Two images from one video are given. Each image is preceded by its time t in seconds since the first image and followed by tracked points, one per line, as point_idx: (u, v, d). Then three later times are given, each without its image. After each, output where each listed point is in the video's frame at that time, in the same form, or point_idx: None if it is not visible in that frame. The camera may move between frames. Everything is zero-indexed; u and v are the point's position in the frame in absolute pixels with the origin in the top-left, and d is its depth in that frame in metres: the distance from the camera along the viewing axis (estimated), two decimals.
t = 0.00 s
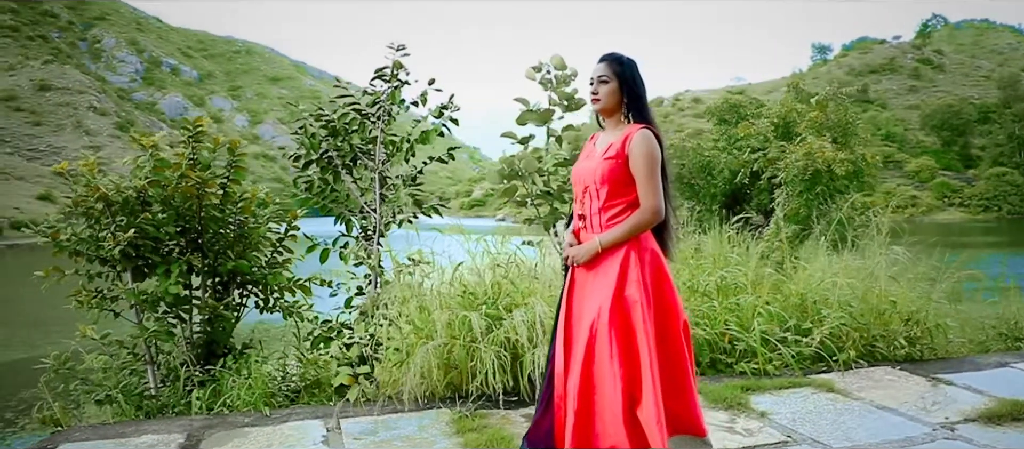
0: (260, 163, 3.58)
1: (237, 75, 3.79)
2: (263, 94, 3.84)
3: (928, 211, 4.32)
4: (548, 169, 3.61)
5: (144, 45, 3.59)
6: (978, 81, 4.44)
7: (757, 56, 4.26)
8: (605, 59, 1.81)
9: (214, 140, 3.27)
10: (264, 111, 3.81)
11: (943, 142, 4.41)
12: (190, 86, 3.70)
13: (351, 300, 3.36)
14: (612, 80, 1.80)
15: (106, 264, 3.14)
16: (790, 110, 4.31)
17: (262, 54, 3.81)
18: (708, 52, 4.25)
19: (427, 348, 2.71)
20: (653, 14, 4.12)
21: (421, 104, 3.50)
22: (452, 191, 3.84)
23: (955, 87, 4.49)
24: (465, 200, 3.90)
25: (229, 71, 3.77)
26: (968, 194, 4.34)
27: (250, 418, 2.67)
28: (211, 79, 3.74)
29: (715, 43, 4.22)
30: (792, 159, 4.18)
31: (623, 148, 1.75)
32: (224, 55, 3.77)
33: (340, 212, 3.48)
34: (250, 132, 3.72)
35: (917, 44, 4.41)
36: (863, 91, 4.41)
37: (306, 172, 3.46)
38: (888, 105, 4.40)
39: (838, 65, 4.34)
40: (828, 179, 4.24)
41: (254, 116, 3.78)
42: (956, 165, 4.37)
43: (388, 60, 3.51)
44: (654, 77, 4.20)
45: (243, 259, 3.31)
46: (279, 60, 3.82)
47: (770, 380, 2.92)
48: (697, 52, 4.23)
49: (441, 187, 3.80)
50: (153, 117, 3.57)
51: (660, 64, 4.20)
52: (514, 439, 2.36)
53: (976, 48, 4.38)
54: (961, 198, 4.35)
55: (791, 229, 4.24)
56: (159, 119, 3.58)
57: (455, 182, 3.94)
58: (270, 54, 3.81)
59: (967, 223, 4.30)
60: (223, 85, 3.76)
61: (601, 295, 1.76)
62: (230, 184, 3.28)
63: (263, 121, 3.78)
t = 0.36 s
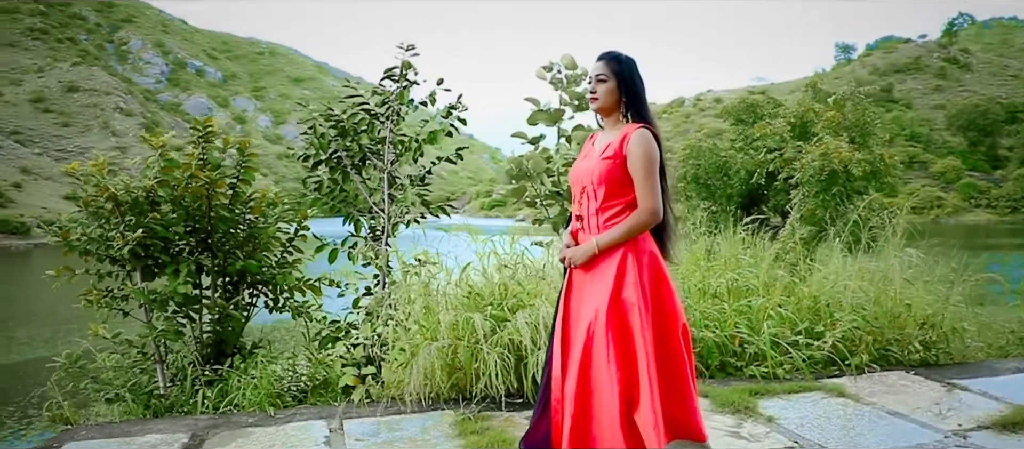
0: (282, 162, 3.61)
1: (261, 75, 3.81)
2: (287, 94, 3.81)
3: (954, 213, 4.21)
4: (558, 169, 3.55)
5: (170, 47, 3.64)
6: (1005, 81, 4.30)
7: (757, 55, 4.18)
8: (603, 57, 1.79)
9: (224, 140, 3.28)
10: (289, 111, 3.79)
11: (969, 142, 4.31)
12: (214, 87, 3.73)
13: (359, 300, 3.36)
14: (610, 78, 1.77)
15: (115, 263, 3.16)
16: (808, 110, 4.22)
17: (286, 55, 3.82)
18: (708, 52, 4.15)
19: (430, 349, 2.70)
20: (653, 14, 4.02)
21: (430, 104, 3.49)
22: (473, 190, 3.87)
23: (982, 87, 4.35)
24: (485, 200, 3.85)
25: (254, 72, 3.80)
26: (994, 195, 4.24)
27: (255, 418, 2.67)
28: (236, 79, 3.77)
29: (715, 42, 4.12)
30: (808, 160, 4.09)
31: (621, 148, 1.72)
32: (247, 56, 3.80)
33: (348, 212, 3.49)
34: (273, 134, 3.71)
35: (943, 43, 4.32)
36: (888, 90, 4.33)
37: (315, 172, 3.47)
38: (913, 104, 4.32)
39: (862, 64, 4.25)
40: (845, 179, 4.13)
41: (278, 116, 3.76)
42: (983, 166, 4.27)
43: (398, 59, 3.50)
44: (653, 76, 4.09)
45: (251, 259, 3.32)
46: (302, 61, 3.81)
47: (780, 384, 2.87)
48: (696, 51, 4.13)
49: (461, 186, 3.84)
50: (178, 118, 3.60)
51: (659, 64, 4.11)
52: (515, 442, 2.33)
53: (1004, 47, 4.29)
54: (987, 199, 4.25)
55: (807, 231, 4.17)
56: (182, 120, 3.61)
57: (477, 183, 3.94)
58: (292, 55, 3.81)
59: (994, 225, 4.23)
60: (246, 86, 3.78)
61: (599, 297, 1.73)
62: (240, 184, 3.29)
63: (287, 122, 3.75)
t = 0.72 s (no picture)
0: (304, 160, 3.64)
1: (285, 75, 3.85)
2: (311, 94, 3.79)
3: (983, 213, 4.09)
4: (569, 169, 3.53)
5: (196, 47, 3.72)
6: None
7: (757, 56, 4.14)
8: (603, 55, 1.76)
9: (235, 139, 3.29)
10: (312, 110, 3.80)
11: (999, 142, 4.15)
12: (240, 86, 3.79)
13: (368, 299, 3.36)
14: (610, 77, 1.74)
15: (126, 262, 3.18)
16: (827, 108, 4.16)
17: (310, 55, 3.86)
18: (708, 52, 4.14)
19: (434, 350, 2.68)
20: (652, 14, 4.03)
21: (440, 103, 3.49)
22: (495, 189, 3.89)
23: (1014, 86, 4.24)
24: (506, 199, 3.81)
25: (277, 71, 3.84)
26: None
27: (260, 417, 2.68)
28: (259, 79, 3.81)
29: (715, 42, 4.10)
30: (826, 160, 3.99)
31: (620, 148, 1.69)
32: (270, 56, 3.86)
33: (357, 211, 3.48)
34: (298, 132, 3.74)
35: (973, 41, 4.18)
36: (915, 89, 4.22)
37: (326, 171, 3.46)
38: (941, 104, 4.19)
39: (888, 63, 4.18)
40: (863, 179, 4.03)
41: (302, 116, 3.78)
42: (1013, 166, 4.06)
43: (408, 58, 3.48)
44: (654, 76, 4.08)
45: (260, 258, 3.33)
46: (325, 61, 3.84)
47: (791, 388, 2.81)
48: (697, 52, 4.13)
49: (483, 185, 3.89)
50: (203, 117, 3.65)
51: (661, 65, 4.09)
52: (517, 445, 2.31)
53: None
54: (1018, 199, 4.05)
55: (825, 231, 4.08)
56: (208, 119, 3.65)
57: (499, 181, 3.97)
58: (316, 55, 3.85)
59: None
60: (270, 85, 3.82)
61: (596, 299, 1.70)
62: (250, 183, 3.29)
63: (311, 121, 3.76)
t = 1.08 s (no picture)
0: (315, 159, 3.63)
1: (309, 74, 3.84)
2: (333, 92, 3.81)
3: (1011, 213, 4.01)
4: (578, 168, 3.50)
5: (219, 46, 3.70)
6: None
7: (758, 58, 4.05)
8: (603, 53, 1.72)
9: (245, 138, 3.29)
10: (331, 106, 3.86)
11: None
12: (264, 85, 3.77)
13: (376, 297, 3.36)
14: (609, 75, 1.71)
15: (136, 259, 3.19)
16: (846, 107, 4.03)
17: (332, 53, 3.83)
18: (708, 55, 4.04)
19: (437, 350, 2.67)
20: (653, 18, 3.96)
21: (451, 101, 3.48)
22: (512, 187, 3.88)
23: None
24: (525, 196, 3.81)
25: (301, 69, 3.82)
26: None
27: (264, 415, 2.68)
28: (283, 77, 3.80)
29: (715, 42, 4.01)
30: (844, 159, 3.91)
31: (619, 148, 1.66)
32: (295, 54, 3.83)
33: (366, 210, 3.48)
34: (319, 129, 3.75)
35: (1004, 38, 4.10)
36: (944, 86, 4.14)
37: (335, 170, 3.46)
38: (970, 101, 4.14)
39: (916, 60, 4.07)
40: (882, 179, 3.94)
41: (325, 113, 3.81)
42: None
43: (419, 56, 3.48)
44: (662, 74, 4.03)
45: (269, 256, 3.34)
46: (348, 58, 3.82)
47: (800, 391, 2.77)
48: (699, 54, 4.04)
49: (504, 184, 3.88)
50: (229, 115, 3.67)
51: (660, 66, 4.03)
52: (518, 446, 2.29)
53: None
54: None
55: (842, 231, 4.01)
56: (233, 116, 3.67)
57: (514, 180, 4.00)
58: (338, 53, 3.83)
59: None
60: (293, 84, 3.81)
61: (593, 302, 1.67)
62: (260, 181, 3.32)
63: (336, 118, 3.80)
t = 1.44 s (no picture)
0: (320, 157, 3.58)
1: (328, 71, 3.79)
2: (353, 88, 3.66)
3: None
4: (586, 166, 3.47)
5: (241, 44, 3.71)
6: None
7: (758, 59, 4.01)
8: (601, 50, 1.69)
9: (252, 136, 3.28)
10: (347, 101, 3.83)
11: None
12: (283, 82, 3.81)
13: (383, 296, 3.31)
14: (606, 72, 1.67)
15: (143, 257, 3.20)
16: (866, 105, 3.96)
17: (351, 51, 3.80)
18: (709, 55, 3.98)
19: (437, 350, 2.66)
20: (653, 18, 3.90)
21: (458, 99, 3.44)
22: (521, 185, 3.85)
23: None
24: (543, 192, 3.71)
25: (320, 67, 3.80)
26: None
27: (267, 414, 2.68)
28: (303, 75, 3.80)
29: (715, 42, 3.96)
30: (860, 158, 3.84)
31: (615, 147, 1.62)
32: (315, 52, 3.84)
33: (373, 208, 3.46)
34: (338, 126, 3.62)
35: None
36: (970, 84, 4.06)
37: (343, 168, 3.44)
38: (996, 100, 4.03)
39: (942, 57, 4.01)
40: (899, 179, 3.89)
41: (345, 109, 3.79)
42: None
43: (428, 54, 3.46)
44: (674, 71, 3.95)
45: (276, 255, 3.33)
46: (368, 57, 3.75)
47: (809, 395, 2.72)
48: (699, 54, 3.98)
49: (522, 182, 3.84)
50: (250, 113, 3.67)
51: (660, 66, 3.95)
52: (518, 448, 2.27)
53: None
54: None
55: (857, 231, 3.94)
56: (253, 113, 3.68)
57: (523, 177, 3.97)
58: (358, 51, 3.78)
59: None
60: (313, 81, 3.79)
61: (588, 303, 1.64)
62: (268, 180, 3.30)
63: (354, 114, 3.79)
